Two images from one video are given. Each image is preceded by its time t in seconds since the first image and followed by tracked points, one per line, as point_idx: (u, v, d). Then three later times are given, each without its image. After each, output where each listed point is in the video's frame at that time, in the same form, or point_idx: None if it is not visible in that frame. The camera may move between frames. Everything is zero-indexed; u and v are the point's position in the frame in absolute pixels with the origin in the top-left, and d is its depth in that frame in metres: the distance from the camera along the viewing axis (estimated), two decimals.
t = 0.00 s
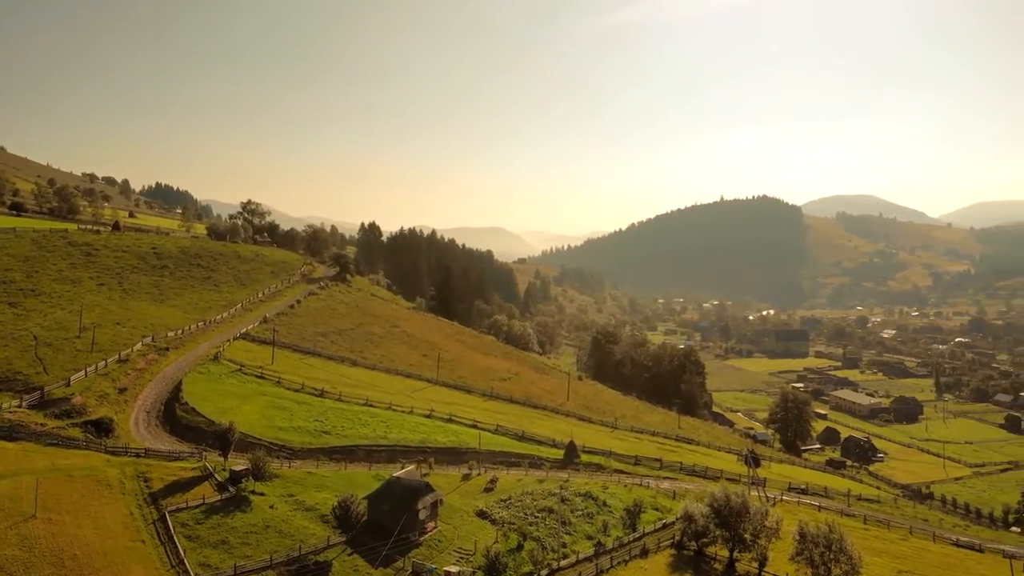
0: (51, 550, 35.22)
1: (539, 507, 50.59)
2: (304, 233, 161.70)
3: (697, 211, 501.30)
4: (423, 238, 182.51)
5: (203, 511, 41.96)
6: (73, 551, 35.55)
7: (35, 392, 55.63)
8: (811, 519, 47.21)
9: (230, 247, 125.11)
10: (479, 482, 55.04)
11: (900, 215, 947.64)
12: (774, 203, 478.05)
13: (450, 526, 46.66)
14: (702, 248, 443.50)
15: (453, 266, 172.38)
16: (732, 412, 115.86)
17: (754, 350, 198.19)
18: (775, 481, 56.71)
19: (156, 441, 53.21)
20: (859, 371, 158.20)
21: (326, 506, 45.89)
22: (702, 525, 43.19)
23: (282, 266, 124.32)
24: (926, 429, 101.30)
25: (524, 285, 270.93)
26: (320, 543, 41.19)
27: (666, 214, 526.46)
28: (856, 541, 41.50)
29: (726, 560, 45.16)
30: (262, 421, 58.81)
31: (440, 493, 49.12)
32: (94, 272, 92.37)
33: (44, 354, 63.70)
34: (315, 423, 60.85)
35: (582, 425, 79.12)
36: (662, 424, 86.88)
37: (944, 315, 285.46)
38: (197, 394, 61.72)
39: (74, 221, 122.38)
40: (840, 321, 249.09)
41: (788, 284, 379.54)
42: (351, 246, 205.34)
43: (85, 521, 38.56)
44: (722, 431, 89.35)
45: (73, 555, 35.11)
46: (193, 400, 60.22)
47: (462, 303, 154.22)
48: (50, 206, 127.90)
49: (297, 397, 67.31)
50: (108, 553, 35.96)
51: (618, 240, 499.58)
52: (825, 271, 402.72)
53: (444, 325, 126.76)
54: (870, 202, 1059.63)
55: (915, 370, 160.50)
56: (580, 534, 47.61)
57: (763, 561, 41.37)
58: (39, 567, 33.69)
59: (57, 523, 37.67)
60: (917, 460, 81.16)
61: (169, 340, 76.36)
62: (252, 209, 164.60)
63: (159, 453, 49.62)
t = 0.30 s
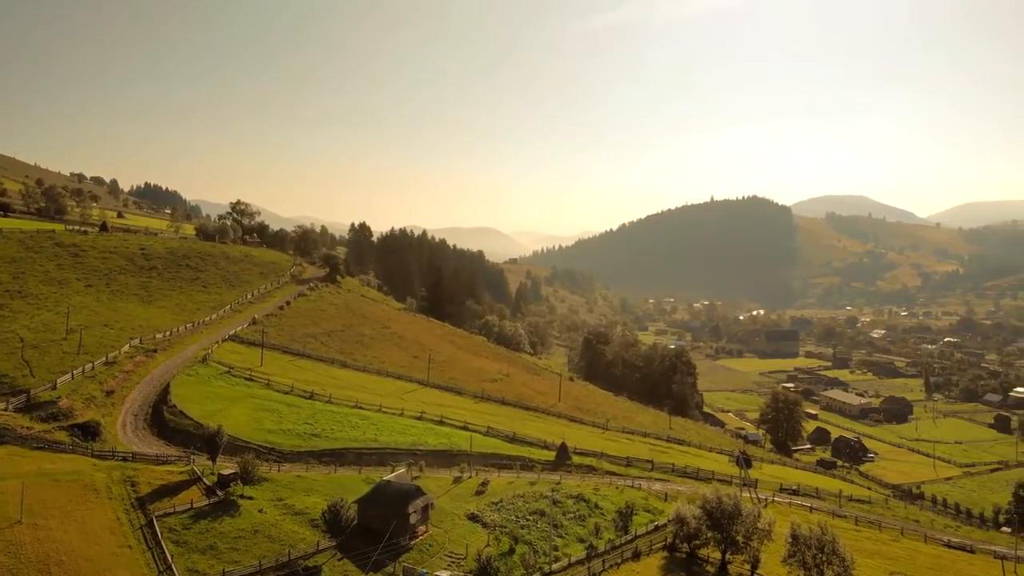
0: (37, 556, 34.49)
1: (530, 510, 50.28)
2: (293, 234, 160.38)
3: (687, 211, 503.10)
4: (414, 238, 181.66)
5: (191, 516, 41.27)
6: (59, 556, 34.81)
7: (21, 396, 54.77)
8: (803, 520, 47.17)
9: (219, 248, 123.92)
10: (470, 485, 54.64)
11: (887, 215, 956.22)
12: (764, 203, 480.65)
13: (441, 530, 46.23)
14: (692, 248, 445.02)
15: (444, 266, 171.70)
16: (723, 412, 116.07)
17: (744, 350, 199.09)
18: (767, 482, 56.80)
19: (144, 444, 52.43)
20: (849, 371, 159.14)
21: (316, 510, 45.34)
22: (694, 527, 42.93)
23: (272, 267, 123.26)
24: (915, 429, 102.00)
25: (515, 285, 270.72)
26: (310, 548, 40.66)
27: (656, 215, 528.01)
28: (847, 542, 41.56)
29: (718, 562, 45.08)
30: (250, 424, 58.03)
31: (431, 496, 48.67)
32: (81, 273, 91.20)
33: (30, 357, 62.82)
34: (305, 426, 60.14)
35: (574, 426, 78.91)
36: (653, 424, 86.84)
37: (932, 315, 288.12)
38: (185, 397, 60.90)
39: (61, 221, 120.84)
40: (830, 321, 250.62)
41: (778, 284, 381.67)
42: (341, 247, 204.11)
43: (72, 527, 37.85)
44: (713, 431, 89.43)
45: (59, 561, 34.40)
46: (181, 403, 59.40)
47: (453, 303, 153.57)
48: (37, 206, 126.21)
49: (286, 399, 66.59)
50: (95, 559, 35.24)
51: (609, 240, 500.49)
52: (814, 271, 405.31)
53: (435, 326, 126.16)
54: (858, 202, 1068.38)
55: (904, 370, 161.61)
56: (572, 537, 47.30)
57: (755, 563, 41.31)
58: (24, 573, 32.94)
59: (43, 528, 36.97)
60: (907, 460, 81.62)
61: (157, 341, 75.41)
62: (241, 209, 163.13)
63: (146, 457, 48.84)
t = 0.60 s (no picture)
0: (22, 562, 33.77)
1: (522, 513, 49.95)
2: (283, 234, 159.05)
3: (678, 211, 504.68)
4: (404, 238, 180.80)
5: (179, 520, 40.64)
6: (45, 562, 34.12)
7: (5, 398, 53.79)
8: (795, 522, 47.09)
9: (208, 249, 122.63)
10: (461, 488, 54.25)
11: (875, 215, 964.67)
12: (753, 203, 483.36)
13: (432, 534, 45.77)
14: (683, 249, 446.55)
15: (435, 267, 171.04)
16: (715, 413, 116.24)
17: (735, 350, 199.88)
18: (758, 483, 56.83)
19: (132, 448, 51.61)
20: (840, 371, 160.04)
21: (305, 514, 44.77)
22: (687, 529, 42.72)
23: (261, 268, 122.19)
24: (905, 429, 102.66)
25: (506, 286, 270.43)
26: (299, 553, 40.11)
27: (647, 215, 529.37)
28: (839, 543, 41.55)
29: (710, 564, 44.95)
30: (239, 427, 57.31)
31: (422, 500, 48.16)
32: (68, 275, 89.93)
33: (16, 359, 61.83)
34: (294, 429, 59.50)
35: (565, 427, 78.71)
36: (645, 425, 86.74)
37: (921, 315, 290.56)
38: (173, 400, 60.06)
39: (47, 222, 119.25)
40: (820, 321, 252.10)
41: (768, 284, 383.69)
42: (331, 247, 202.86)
43: (58, 532, 37.13)
44: (705, 432, 89.52)
45: (44, 567, 33.71)
46: (169, 405, 58.58)
47: (444, 304, 152.99)
48: (24, 206, 124.54)
49: (275, 402, 65.86)
50: (82, 565, 34.58)
51: (600, 240, 501.26)
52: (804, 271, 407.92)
53: (425, 327, 125.58)
54: (846, 203, 1077.06)
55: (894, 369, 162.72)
56: (564, 540, 47.00)
57: (748, 566, 41.17)
58: None
59: (29, 534, 36.28)
60: (897, 460, 82.08)
61: (145, 343, 74.44)
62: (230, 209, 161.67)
63: (134, 461, 48.07)
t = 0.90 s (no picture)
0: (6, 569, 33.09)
1: (514, 516, 49.60)
2: (273, 234, 157.70)
3: (669, 211, 506.27)
4: (395, 239, 179.91)
5: (167, 525, 40.01)
6: (30, 569, 33.49)
7: None
8: (787, 524, 47.06)
9: (196, 249, 121.31)
10: (452, 491, 53.83)
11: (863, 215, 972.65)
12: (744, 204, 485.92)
13: (423, 538, 45.32)
14: (673, 249, 447.90)
15: (426, 268, 170.31)
16: (706, 413, 116.39)
17: (726, 350, 200.63)
18: (750, 485, 56.87)
19: (119, 451, 50.79)
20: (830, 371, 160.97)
21: (294, 518, 44.16)
22: (678, 532, 42.53)
23: (251, 269, 121.07)
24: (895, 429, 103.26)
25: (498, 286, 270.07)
26: (288, 558, 39.61)
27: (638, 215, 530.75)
28: (831, 545, 41.56)
29: (702, 567, 44.80)
30: (229, 430, 56.59)
31: (412, 503, 47.69)
32: (55, 276, 88.75)
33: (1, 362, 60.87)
34: (284, 432, 58.83)
35: (557, 429, 78.48)
36: (636, 426, 86.68)
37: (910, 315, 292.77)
38: (161, 402, 59.20)
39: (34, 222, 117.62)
40: (810, 321, 253.57)
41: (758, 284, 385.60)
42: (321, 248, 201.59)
43: (44, 537, 36.44)
44: (696, 433, 89.58)
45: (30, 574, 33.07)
46: (157, 408, 57.75)
47: (435, 305, 152.34)
48: (11, 206, 122.79)
49: (265, 404, 65.07)
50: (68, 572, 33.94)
51: (591, 240, 502.01)
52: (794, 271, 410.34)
53: (416, 328, 124.93)
54: (835, 203, 1085.08)
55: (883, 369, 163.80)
56: (556, 543, 46.71)
57: (740, 568, 41.01)
58: None
59: (15, 539, 35.61)
60: (887, 460, 82.51)
61: (133, 345, 73.46)
62: (220, 209, 160.23)
63: (121, 464, 47.31)
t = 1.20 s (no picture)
0: None
1: (505, 519, 49.23)
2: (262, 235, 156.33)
3: (659, 211, 507.93)
4: (385, 239, 178.97)
5: (154, 530, 39.34)
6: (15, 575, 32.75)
7: None
8: (779, 525, 47.05)
9: (185, 250, 120.03)
10: (443, 494, 53.38)
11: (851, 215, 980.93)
12: (734, 205, 488.44)
13: (414, 542, 44.81)
14: (664, 249, 449.30)
15: (416, 269, 169.63)
16: (697, 413, 116.57)
17: (717, 350, 201.36)
18: (742, 486, 56.86)
19: (106, 455, 49.98)
20: (820, 371, 161.81)
21: (284, 523, 43.57)
22: (670, 534, 42.31)
23: (239, 270, 119.87)
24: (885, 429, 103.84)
25: (489, 287, 269.64)
26: (277, 563, 39.07)
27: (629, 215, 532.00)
28: (823, 546, 41.56)
29: (694, 569, 44.64)
30: (217, 433, 55.82)
31: (402, 507, 47.22)
32: (42, 277, 87.56)
33: None
34: (274, 434, 58.15)
35: (548, 430, 78.21)
36: (628, 427, 86.64)
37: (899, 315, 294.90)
38: (149, 405, 58.34)
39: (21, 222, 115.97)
40: (800, 321, 254.89)
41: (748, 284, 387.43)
42: (311, 248, 200.28)
43: (29, 543, 35.69)
44: (688, 434, 89.68)
45: None
46: (145, 410, 56.90)
47: (425, 306, 151.73)
48: None
49: (254, 407, 64.31)
50: None
51: (582, 240, 502.62)
52: (784, 271, 412.64)
53: (407, 329, 124.31)
54: (824, 203, 1093.32)
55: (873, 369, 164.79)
56: (548, 546, 46.40)
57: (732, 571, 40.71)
58: None
59: None
60: (877, 460, 82.90)
61: (120, 347, 72.48)
62: (209, 210, 158.77)
63: (109, 468, 46.52)
